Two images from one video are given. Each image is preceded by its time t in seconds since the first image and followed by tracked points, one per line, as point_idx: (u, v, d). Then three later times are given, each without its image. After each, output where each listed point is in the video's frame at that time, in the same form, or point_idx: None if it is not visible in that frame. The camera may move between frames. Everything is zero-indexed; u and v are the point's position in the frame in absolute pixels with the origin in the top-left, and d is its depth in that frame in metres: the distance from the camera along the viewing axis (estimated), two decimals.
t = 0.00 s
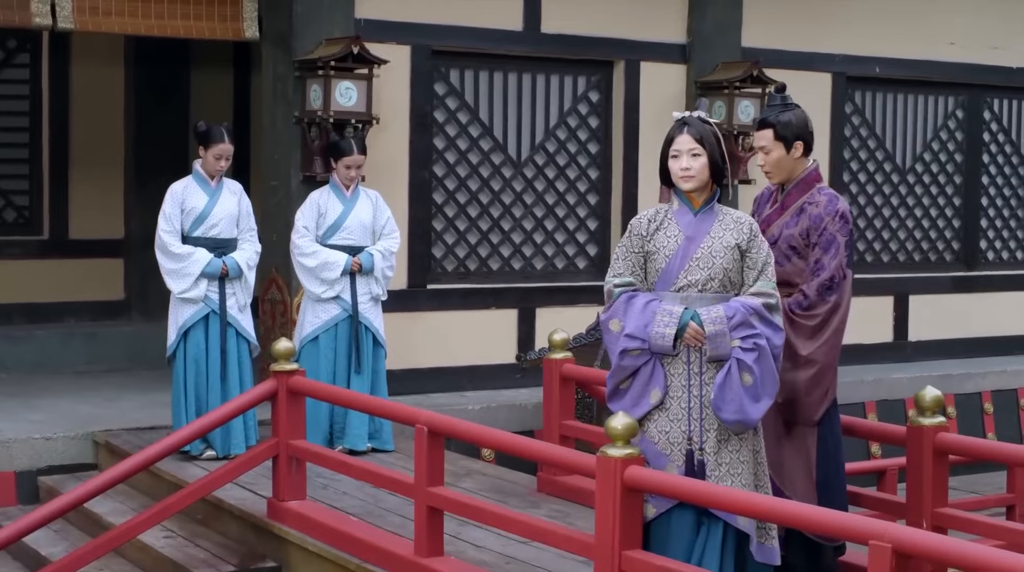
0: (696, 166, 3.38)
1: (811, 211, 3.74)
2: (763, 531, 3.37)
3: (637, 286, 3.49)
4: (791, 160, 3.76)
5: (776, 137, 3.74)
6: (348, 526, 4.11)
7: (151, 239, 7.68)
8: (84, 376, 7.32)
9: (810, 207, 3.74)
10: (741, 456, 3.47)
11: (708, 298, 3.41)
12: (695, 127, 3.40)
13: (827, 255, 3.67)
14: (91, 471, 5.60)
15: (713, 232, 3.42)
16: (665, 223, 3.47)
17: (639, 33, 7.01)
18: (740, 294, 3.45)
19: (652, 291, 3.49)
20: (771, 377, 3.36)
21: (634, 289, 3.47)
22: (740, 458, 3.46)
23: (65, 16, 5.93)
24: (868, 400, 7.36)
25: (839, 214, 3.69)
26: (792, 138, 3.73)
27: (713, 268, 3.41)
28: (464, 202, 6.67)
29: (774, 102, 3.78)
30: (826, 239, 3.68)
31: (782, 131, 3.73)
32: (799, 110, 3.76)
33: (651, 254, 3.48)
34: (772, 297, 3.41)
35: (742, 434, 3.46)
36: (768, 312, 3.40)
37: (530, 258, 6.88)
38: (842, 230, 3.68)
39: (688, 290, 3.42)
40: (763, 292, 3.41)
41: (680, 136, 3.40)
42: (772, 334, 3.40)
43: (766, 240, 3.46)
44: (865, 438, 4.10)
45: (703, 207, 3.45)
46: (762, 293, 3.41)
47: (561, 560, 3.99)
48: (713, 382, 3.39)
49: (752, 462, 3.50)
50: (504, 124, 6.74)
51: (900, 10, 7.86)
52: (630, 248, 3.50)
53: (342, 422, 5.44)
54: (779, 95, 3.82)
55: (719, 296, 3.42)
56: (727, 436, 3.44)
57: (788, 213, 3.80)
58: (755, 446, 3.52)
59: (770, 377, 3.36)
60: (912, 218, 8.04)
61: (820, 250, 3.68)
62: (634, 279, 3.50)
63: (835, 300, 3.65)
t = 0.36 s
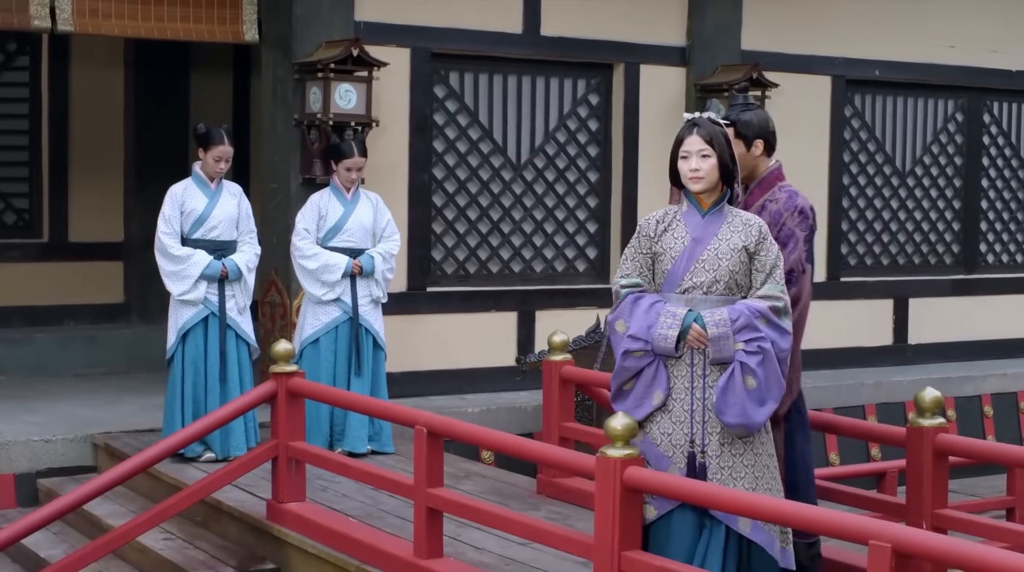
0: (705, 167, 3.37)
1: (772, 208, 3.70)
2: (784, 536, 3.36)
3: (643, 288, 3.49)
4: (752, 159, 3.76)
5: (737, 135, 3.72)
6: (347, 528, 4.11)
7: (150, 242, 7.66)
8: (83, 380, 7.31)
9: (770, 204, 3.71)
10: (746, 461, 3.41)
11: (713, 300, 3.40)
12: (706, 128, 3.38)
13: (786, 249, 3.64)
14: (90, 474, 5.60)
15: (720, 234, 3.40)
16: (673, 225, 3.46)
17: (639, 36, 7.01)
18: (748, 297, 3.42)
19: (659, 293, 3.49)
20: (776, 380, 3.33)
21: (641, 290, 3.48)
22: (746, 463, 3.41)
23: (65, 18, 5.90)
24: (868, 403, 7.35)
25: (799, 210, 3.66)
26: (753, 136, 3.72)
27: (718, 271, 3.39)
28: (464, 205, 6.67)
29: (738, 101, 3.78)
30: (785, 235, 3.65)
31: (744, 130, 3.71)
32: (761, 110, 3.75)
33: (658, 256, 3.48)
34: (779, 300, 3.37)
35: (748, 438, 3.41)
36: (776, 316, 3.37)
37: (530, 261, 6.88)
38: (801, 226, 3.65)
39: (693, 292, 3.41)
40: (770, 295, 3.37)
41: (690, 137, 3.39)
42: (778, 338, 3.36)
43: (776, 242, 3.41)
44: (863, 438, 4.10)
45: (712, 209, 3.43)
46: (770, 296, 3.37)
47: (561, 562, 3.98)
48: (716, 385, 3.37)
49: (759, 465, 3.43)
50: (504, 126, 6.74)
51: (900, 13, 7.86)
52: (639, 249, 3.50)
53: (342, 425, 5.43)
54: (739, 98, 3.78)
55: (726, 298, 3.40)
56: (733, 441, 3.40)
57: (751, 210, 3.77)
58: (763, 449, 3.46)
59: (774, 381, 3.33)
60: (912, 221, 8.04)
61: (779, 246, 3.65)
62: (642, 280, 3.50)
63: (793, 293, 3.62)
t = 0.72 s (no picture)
0: (708, 169, 3.36)
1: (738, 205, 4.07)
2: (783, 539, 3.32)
3: (644, 288, 3.50)
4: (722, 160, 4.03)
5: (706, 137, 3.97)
6: (346, 530, 4.11)
7: (149, 245, 7.65)
8: (82, 383, 7.31)
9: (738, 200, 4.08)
10: (743, 463, 3.39)
11: (712, 301, 3.39)
12: (710, 129, 3.38)
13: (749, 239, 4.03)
14: (89, 476, 5.60)
15: (722, 235, 3.38)
16: (675, 225, 3.46)
17: (638, 39, 7.02)
18: (748, 299, 3.41)
19: (659, 294, 3.49)
20: (775, 383, 3.32)
21: (641, 290, 3.49)
22: (742, 466, 3.39)
23: (63, 21, 5.90)
24: (868, 406, 7.34)
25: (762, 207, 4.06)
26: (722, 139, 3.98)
27: (718, 272, 3.38)
28: (462, 207, 6.67)
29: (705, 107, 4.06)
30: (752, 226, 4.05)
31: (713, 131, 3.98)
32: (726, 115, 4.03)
33: (659, 256, 3.48)
34: (779, 304, 3.35)
35: (746, 440, 3.39)
36: (776, 318, 3.36)
37: (529, 263, 6.88)
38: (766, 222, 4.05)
39: (692, 293, 3.41)
40: (770, 297, 3.35)
41: (694, 138, 3.39)
42: (778, 341, 3.35)
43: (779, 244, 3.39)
44: (860, 438, 4.10)
45: (715, 210, 3.42)
46: (770, 298, 3.35)
47: (559, 564, 3.98)
48: (713, 387, 3.36)
49: (757, 468, 3.41)
50: (503, 129, 6.74)
51: (898, 16, 7.86)
52: (641, 249, 3.51)
53: (341, 428, 5.42)
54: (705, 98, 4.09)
55: (725, 300, 3.39)
56: (730, 442, 3.38)
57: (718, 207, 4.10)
58: (762, 452, 3.44)
59: (773, 384, 3.32)
60: (911, 224, 8.04)
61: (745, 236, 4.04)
62: (643, 280, 3.51)
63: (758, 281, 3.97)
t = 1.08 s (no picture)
0: (708, 169, 3.36)
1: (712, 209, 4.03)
2: (771, 543, 3.31)
3: (642, 288, 3.49)
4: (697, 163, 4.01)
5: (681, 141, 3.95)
6: (345, 532, 4.10)
7: (149, 248, 7.65)
8: (82, 386, 7.30)
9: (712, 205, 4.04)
10: (737, 465, 3.37)
11: (708, 302, 3.39)
12: (710, 129, 3.37)
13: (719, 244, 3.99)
14: (88, 479, 5.59)
15: (719, 236, 3.38)
16: (673, 226, 3.46)
17: (638, 42, 7.02)
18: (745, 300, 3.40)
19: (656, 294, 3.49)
20: (769, 385, 3.29)
21: (638, 290, 3.48)
22: (736, 467, 3.37)
23: (61, 24, 5.92)
24: (868, 409, 7.33)
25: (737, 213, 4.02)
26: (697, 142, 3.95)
27: (714, 273, 3.37)
28: (462, 210, 6.66)
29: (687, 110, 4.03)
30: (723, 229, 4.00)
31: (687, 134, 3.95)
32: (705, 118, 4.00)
33: (657, 256, 3.48)
34: (777, 306, 3.34)
35: (740, 442, 3.37)
36: (773, 320, 3.34)
37: (529, 266, 6.88)
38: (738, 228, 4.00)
39: (688, 293, 3.41)
40: (768, 299, 3.34)
41: (694, 138, 3.38)
42: (774, 343, 3.33)
43: (777, 246, 3.38)
44: (859, 440, 4.09)
45: (714, 211, 3.42)
46: (767, 300, 3.34)
47: (559, 566, 3.97)
48: (707, 388, 3.35)
49: (750, 469, 3.39)
50: (502, 132, 6.74)
51: (898, 19, 7.86)
52: (640, 250, 3.51)
53: (340, 430, 5.42)
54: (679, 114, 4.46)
55: (722, 301, 3.39)
56: (724, 443, 3.37)
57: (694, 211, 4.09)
58: (755, 454, 3.41)
59: (767, 386, 3.30)
60: (911, 227, 8.03)
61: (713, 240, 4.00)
62: (640, 280, 3.50)
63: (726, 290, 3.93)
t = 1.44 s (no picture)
0: (708, 170, 3.36)
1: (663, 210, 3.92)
2: (772, 547, 3.28)
3: (639, 289, 3.48)
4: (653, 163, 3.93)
5: (637, 140, 3.89)
6: (344, 535, 4.09)
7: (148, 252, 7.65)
8: (81, 390, 7.30)
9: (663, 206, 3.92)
10: (734, 468, 3.37)
11: (706, 304, 3.38)
12: (710, 130, 3.37)
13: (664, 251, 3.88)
14: (87, 483, 5.58)
15: (718, 238, 3.38)
16: (672, 227, 3.45)
17: (638, 45, 7.02)
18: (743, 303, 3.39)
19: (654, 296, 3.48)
20: (766, 389, 3.29)
21: (637, 291, 3.47)
22: (732, 469, 3.37)
23: (60, 27, 5.94)
24: (867, 413, 7.33)
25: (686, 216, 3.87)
26: (655, 141, 3.89)
27: (712, 275, 3.37)
28: (462, 214, 6.66)
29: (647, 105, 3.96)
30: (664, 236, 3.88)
31: (643, 133, 3.89)
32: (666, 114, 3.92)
33: (656, 257, 3.47)
34: (775, 310, 3.32)
35: (735, 445, 3.37)
36: (771, 324, 3.33)
37: (529, 270, 6.87)
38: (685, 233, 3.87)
39: (686, 295, 3.40)
40: (765, 302, 3.33)
41: (694, 139, 3.38)
42: (771, 347, 3.32)
43: (777, 248, 3.38)
44: (859, 443, 4.08)
45: (713, 212, 3.41)
46: (765, 303, 3.33)
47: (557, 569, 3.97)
48: (703, 390, 3.34)
49: (747, 472, 3.39)
50: (502, 136, 6.73)
51: (898, 23, 7.87)
52: (639, 251, 3.50)
53: (340, 433, 5.42)
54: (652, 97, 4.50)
55: (720, 303, 3.38)
56: (720, 446, 3.36)
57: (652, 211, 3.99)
58: (752, 457, 3.41)
59: (763, 389, 3.29)
60: (911, 231, 8.03)
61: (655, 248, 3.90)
62: (639, 281, 3.49)
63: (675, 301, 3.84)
